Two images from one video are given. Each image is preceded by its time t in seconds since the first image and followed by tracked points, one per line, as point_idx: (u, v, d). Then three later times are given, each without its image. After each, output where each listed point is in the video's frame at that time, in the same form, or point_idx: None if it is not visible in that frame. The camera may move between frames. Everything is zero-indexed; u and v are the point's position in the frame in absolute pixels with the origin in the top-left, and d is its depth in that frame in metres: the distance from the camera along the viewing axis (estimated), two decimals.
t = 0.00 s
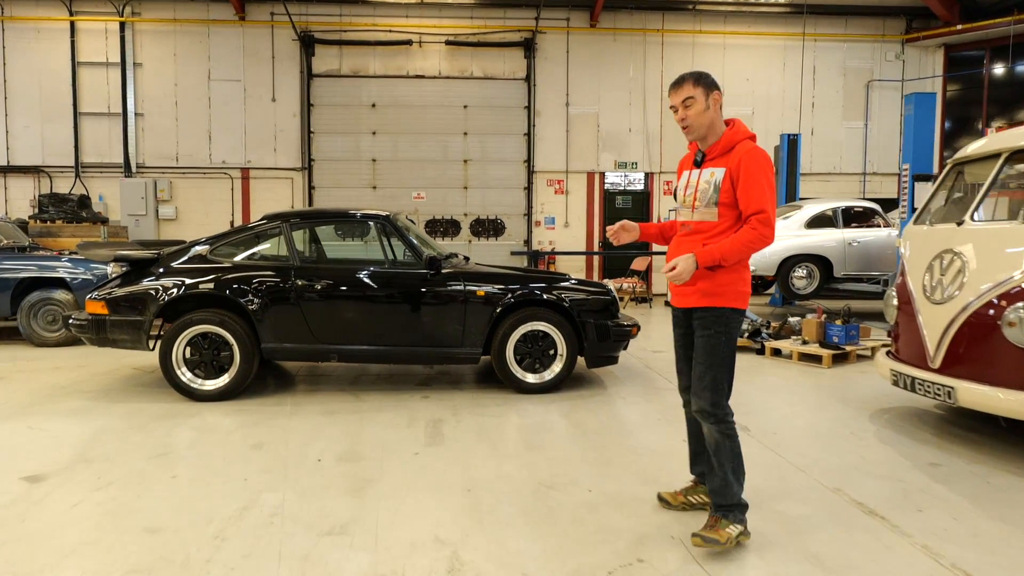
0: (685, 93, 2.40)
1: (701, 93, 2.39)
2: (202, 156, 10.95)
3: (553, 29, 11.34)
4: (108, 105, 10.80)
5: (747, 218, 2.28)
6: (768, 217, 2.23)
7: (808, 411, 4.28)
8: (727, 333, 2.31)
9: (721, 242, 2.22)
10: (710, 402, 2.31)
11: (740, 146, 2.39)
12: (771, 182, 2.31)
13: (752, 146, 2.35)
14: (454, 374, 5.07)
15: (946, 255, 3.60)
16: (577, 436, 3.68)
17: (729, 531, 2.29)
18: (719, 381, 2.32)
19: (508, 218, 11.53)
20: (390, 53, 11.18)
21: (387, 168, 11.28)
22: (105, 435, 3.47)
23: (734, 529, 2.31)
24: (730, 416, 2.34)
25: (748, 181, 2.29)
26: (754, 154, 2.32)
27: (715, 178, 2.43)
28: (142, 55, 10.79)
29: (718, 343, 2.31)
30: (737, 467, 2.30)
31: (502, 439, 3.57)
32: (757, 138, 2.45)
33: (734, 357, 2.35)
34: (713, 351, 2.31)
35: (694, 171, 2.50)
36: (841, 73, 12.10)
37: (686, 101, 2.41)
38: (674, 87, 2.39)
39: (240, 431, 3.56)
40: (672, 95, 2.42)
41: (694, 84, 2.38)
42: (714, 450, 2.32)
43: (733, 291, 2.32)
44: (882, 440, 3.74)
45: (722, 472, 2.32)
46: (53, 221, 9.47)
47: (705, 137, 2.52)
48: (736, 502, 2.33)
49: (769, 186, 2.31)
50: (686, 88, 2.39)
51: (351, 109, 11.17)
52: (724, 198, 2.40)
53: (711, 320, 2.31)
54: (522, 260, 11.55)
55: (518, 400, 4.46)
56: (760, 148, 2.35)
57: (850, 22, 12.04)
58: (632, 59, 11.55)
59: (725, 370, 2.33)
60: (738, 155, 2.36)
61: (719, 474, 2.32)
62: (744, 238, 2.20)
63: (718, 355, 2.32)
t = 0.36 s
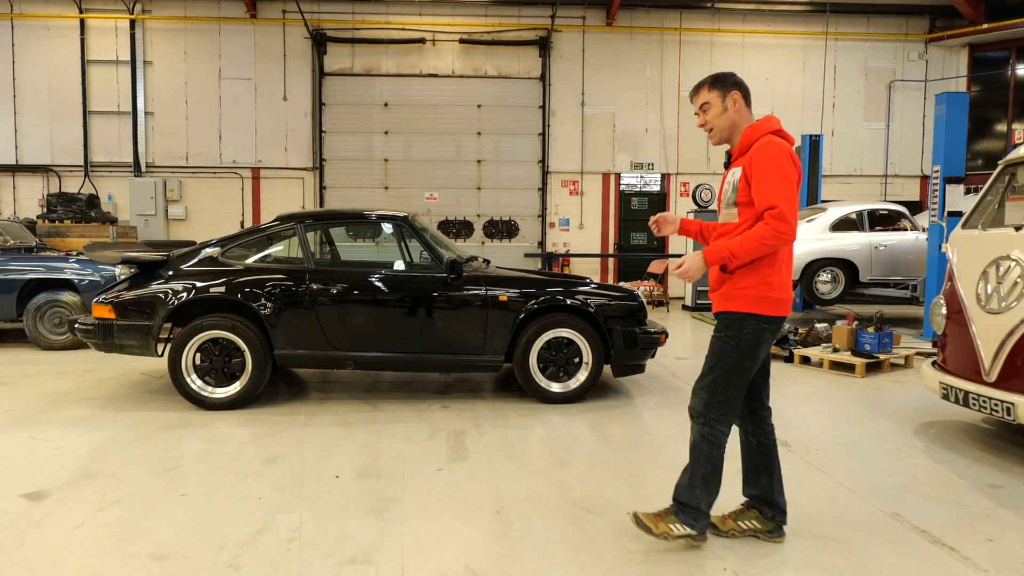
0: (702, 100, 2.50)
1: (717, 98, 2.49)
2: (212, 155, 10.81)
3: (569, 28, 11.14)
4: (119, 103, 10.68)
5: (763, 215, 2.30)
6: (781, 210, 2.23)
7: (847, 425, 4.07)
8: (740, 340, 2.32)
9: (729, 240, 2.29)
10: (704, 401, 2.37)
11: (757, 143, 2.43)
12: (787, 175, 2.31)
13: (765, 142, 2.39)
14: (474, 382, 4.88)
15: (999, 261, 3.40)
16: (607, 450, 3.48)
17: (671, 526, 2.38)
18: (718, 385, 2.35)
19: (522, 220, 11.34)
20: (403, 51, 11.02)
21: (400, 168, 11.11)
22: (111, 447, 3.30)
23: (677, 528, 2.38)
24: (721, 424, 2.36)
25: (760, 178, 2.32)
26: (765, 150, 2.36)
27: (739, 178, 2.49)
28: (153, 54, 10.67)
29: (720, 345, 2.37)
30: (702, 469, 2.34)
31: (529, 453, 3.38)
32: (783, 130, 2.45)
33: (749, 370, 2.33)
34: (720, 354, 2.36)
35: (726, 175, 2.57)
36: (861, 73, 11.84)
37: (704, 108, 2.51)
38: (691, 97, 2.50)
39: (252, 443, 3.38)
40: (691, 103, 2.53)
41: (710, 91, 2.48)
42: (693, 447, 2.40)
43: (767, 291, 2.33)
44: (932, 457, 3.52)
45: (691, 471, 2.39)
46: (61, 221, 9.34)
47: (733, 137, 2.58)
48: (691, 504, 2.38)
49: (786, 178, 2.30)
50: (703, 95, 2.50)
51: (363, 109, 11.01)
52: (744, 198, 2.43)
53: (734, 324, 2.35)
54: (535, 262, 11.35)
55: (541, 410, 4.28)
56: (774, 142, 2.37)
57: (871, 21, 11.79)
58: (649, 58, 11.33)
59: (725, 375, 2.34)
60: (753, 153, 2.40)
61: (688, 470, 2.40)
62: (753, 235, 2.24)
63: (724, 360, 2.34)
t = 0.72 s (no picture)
0: (724, 92, 2.41)
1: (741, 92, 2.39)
2: (208, 154, 10.60)
3: (573, 28, 10.99)
4: (111, 99, 10.45)
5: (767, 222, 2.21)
6: (784, 217, 2.14)
7: (877, 433, 3.91)
8: (754, 354, 2.24)
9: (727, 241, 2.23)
10: (727, 417, 2.30)
11: (774, 147, 2.34)
12: (800, 184, 2.21)
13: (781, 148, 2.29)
14: (485, 389, 4.70)
15: None
16: (633, 461, 3.30)
17: (689, 525, 2.44)
18: (741, 401, 2.27)
19: (524, 221, 11.17)
20: (404, 49, 10.83)
21: (400, 168, 10.93)
22: (104, 462, 3.09)
23: (696, 527, 2.44)
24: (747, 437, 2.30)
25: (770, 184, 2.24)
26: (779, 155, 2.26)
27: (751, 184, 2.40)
28: (147, 48, 10.44)
29: (736, 357, 2.28)
30: (726, 479, 2.34)
31: (551, 465, 3.20)
32: (800, 139, 2.36)
33: (769, 381, 2.25)
34: (739, 368, 2.27)
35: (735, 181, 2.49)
36: (864, 76, 11.73)
37: (725, 100, 2.41)
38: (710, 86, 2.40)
39: (256, 457, 3.18)
40: (710, 95, 2.42)
41: (733, 83, 2.39)
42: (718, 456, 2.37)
43: (768, 301, 2.23)
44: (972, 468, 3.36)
45: (715, 478, 2.39)
46: (49, 219, 9.09)
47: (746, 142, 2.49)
48: (710, 504, 2.42)
49: (797, 187, 2.20)
50: (726, 87, 2.40)
51: (363, 108, 10.81)
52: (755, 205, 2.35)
53: (739, 333, 2.26)
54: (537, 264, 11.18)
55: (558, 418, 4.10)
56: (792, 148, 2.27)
57: (876, 24, 11.68)
58: (653, 59, 11.19)
59: (745, 389, 2.27)
60: (768, 159, 2.31)
61: (713, 476, 2.40)
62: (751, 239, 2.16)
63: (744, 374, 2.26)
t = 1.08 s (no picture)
0: (727, 86, 2.46)
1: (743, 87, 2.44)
2: (204, 153, 10.43)
3: (573, 26, 10.88)
4: (104, 97, 10.26)
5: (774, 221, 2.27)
6: (790, 218, 2.20)
7: (898, 442, 3.81)
8: (771, 354, 2.30)
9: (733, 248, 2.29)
10: (749, 422, 2.34)
11: (777, 144, 2.39)
12: (807, 183, 2.26)
13: (787, 145, 2.34)
14: (492, 394, 4.58)
15: None
16: (653, 472, 3.18)
17: (724, 543, 2.34)
18: (761, 404, 2.33)
19: (523, 222, 11.04)
20: (403, 47, 10.69)
21: (398, 168, 10.78)
22: (102, 472, 2.94)
23: (730, 544, 2.34)
24: (770, 442, 2.33)
25: (776, 184, 2.29)
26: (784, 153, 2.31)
27: (756, 182, 2.46)
28: (140, 46, 10.26)
29: (754, 361, 2.33)
30: (758, 489, 2.31)
31: (569, 476, 3.08)
32: (804, 132, 2.41)
33: (785, 381, 2.32)
34: (756, 371, 2.34)
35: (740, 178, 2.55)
36: (866, 77, 11.67)
37: (728, 95, 2.45)
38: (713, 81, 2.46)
39: (261, 466, 3.04)
40: (712, 88, 2.47)
41: (734, 77, 2.44)
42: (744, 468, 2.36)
43: (782, 299, 2.28)
44: (1001, 477, 3.27)
45: (744, 491, 2.35)
46: (42, 220, 8.88)
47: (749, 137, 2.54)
48: (744, 521, 2.33)
49: (802, 185, 2.25)
50: (728, 80, 2.46)
51: (361, 106, 10.66)
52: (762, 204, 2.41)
53: (754, 334, 2.33)
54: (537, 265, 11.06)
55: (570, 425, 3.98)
56: (797, 146, 2.31)
57: (877, 24, 11.63)
58: (654, 59, 11.08)
59: (768, 391, 2.32)
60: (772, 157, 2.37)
61: (741, 491, 2.36)
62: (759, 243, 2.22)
63: (761, 376, 2.33)
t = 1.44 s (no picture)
0: (744, 81, 2.30)
1: (760, 82, 2.30)
2: (201, 154, 10.27)
3: (574, 24, 10.73)
4: (100, 98, 10.10)
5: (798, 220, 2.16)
6: (817, 216, 2.10)
7: (924, 451, 3.68)
8: (802, 356, 2.18)
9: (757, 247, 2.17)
10: (783, 431, 2.20)
11: (795, 141, 2.27)
12: (832, 179, 2.15)
13: (806, 140, 2.23)
14: (501, 401, 4.43)
15: None
16: (675, 486, 3.03)
17: (765, 565, 2.19)
18: (795, 409, 2.19)
19: (525, 223, 10.89)
20: (402, 46, 10.54)
21: (398, 168, 10.63)
22: (96, 487, 2.78)
23: (770, 566, 2.19)
24: (805, 449, 2.21)
25: (798, 181, 2.18)
26: (805, 150, 2.20)
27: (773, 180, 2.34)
28: (136, 46, 10.11)
29: (785, 364, 2.20)
30: (798, 503, 2.18)
31: (587, 490, 2.94)
32: (820, 127, 2.30)
33: (816, 383, 2.20)
34: (788, 375, 2.20)
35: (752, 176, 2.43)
36: (870, 74, 11.54)
37: (744, 91, 2.31)
38: (728, 75, 2.29)
39: (264, 480, 2.89)
40: (727, 83, 2.30)
41: (752, 72, 2.28)
42: (780, 481, 2.23)
43: (805, 300, 2.17)
44: None
45: (782, 506, 2.21)
46: (38, 222, 8.72)
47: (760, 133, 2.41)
48: (782, 538, 2.21)
49: (828, 182, 2.14)
50: (745, 75, 2.30)
51: (360, 106, 10.51)
52: (782, 201, 2.29)
53: (781, 338, 2.21)
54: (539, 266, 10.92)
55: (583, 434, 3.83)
56: (818, 142, 2.21)
57: (880, 22, 11.49)
58: (656, 57, 10.94)
59: (800, 397, 2.19)
60: (791, 153, 2.25)
61: (778, 506, 2.22)
62: (786, 242, 2.11)
63: (794, 380, 2.20)
